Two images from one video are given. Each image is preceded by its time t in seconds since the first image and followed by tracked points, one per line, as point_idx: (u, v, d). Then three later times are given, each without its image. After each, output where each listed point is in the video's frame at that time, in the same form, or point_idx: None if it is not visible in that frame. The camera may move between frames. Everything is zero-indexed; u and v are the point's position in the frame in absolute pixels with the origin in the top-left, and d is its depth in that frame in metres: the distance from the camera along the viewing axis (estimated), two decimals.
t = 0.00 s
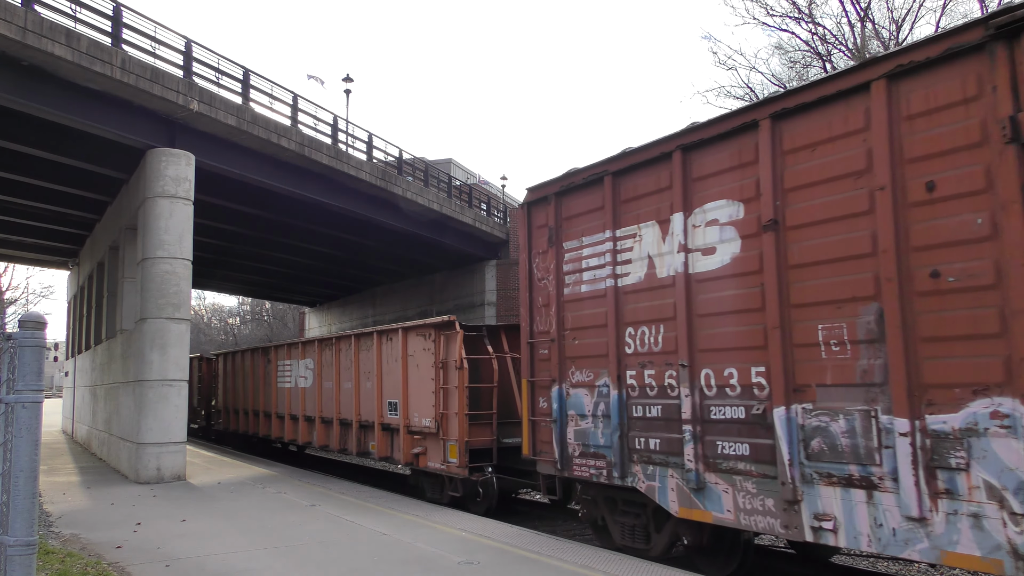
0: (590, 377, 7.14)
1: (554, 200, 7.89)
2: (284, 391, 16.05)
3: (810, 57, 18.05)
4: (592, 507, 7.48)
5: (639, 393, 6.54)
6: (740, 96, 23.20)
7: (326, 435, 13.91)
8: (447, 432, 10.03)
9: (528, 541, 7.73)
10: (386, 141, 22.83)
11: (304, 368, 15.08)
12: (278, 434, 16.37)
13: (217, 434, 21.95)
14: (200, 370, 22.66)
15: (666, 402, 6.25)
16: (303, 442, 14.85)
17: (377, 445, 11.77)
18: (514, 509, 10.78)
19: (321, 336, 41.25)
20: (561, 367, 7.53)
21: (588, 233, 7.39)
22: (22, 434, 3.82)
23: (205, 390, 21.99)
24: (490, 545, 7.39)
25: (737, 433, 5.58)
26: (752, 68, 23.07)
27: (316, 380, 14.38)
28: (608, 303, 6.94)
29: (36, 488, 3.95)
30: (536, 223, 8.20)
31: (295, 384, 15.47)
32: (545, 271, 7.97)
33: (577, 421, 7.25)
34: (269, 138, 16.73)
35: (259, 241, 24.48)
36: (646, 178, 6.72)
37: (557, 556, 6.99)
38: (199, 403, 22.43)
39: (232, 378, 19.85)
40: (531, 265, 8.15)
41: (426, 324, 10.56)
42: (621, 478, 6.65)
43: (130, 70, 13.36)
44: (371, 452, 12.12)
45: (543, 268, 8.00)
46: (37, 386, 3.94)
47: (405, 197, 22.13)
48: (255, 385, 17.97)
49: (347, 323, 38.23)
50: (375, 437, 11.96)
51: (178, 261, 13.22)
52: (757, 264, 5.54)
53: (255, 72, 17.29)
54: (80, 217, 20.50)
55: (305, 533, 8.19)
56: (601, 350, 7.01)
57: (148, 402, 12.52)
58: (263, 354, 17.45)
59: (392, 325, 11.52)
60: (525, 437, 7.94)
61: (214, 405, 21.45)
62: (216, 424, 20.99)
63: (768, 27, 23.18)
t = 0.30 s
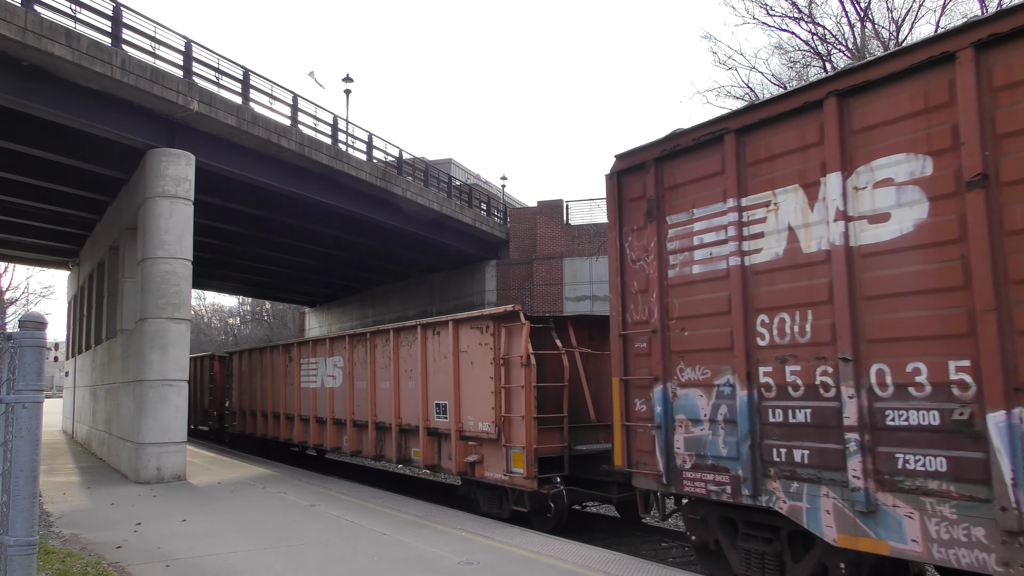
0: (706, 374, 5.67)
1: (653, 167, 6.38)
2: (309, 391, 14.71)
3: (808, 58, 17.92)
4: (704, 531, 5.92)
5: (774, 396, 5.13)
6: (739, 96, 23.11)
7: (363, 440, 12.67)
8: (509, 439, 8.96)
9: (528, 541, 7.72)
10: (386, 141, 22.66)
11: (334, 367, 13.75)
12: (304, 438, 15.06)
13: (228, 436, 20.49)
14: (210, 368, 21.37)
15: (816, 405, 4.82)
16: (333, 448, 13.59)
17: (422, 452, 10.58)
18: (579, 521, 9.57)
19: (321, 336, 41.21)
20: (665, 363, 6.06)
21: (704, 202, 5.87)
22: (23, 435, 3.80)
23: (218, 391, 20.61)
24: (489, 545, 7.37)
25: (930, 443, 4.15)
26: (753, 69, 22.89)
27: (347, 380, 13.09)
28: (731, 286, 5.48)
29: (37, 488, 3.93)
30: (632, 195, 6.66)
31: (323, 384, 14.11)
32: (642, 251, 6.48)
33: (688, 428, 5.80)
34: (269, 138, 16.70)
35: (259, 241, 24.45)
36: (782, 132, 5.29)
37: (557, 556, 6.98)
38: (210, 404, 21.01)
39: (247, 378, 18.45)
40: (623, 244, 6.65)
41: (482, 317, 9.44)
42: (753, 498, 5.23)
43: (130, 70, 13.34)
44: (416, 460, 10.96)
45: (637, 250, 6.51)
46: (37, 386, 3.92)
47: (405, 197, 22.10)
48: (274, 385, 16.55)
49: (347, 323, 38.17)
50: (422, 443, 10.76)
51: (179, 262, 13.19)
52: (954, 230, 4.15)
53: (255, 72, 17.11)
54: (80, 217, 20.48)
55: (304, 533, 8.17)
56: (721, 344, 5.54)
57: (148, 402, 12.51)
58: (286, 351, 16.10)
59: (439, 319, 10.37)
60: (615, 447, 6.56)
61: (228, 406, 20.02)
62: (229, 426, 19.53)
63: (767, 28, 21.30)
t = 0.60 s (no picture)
0: (877, 370, 4.57)
1: (794, 120, 5.30)
2: (339, 391, 13.51)
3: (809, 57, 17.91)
4: (863, 562, 4.85)
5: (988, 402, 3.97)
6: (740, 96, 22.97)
7: (404, 445, 11.51)
8: (590, 446, 7.70)
9: (528, 541, 7.73)
10: (386, 141, 22.66)
11: (369, 366, 12.53)
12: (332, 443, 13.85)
13: (241, 440, 19.19)
14: (220, 366, 20.10)
15: None
16: (369, 454, 12.40)
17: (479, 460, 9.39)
18: (661, 540, 8.45)
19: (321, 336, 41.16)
20: (815, 358, 4.99)
21: (868, 157, 4.79)
22: (23, 435, 3.80)
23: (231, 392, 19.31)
24: (489, 545, 7.38)
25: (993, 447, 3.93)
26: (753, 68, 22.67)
27: (384, 379, 11.92)
28: (915, 260, 4.39)
29: (36, 488, 3.92)
30: (764, 155, 5.60)
31: (356, 383, 12.91)
32: (778, 222, 5.43)
33: (850, 436, 4.73)
34: (268, 138, 16.68)
35: (259, 241, 24.44)
36: (844, 113, 4.97)
37: (557, 556, 6.98)
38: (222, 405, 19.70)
39: (265, 377, 17.23)
40: (751, 215, 5.61)
41: (557, 305, 8.21)
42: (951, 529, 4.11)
43: (130, 70, 13.34)
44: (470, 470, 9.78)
45: (770, 222, 5.48)
46: (37, 386, 3.92)
47: (405, 197, 22.09)
48: (298, 385, 15.35)
49: (347, 323, 38.11)
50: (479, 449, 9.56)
51: (179, 262, 13.18)
52: None
53: (255, 72, 17.16)
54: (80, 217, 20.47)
55: (304, 533, 8.18)
56: (903, 333, 4.42)
57: (148, 402, 12.51)
58: (312, 348, 14.89)
59: (503, 309, 9.14)
60: (747, 456, 5.53)
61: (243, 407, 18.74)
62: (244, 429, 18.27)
63: (766, 27, 19.00)
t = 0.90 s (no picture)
0: None
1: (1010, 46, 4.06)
2: (375, 391, 12.13)
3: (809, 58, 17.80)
4: None
5: None
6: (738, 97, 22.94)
7: (456, 453, 10.20)
8: (704, 457, 6.35)
9: (528, 541, 7.73)
10: (387, 141, 22.74)
11: (412, 364, 11.17)
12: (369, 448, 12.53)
13: (258, 444, 17.78)
14: (234, 366, 18.82)
15: None
16: (410, 462, 11.06)
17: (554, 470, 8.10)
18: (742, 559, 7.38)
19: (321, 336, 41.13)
20: None
21: None
22: (23, 434, 3.79)
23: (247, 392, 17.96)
24: (489, 545, 7.38)
25: None
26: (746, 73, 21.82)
27: (431, 378, 10.57)
28: None
29: (37, 487, 3.92)
30: (957, 94, 4.35)
31: (395, 383, 11.55)
32: (981, 176, 4.19)
33: None
34: (268, 139, 16.67)
35: (259, 241, 24.45)
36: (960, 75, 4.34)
37: (557, 556, 6.98)
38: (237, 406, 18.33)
39: (286, 378, 15.86)
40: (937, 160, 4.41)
41: (659, 288, 6.81)
42: None
43: (130, 70, 13.34)
44: (541, 481, 8.47)
45: (972, 177, 4.23)
46: (37, 386, 3.91)
47: (405, 197, 22.09)
48: (326, 384, 13.97)
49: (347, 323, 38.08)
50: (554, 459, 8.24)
51: (179, 262, 13.17)
52: None
53: (255, 72, 17.19)
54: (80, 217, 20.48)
55: (305, 533, 8.18)
56: None
57: (148, 402, 12.50)
58: (342, 344, 13.51)
59: (588, 296, 7.73)
60: (940, 474, 4.25)
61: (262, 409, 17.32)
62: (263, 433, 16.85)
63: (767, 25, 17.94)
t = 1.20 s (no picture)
0: None
1: None
2: (419, 393, 10.68)
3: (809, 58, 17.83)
4: None
5: None
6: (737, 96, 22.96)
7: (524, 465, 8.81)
8: (871, 473, 5.14)
9: (528, 541, 7.72)
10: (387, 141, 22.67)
11: (465, 362, 9.76)
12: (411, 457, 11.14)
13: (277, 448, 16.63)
14: (249, 363, 17.74)
15: None
16: (464, 473, 9.62)
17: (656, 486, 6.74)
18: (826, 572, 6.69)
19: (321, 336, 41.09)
20: None
21: None
22: (23, 434, 3.79)
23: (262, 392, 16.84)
24: (489, 545, 7.38)
25: None
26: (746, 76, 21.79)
27: (488, 377, 9.22)
28: None
29: (36, 488, 3.92)
30: None
31: (444, 383, 10.17)
32: None
33: None
34: (269, 139, 16.68)
35: (259, 241, 24.46)
36: None
37: (557, 556, 6.96)
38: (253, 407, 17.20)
39: (310, 379, 14.51)
40: None
41: (805, 267, 5.62)
42: None
43: (130, 70, 13.34)
44: (634, 499, 7.18)
45: None
46: (37, 386, 3.91)
47: (405, 197, 22.09)
48: (359, 386, 12.59)
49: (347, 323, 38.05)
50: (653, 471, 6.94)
51: (179, 262, 13.17)
52: None
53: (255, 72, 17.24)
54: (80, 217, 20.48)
55: (305, 533, 8.17)
56: None
57: (148, 401, 12.51)
58: (377, 340, 12.10)
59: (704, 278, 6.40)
60: None
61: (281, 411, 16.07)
62: (282, 438, 15.57)
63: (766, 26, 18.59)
